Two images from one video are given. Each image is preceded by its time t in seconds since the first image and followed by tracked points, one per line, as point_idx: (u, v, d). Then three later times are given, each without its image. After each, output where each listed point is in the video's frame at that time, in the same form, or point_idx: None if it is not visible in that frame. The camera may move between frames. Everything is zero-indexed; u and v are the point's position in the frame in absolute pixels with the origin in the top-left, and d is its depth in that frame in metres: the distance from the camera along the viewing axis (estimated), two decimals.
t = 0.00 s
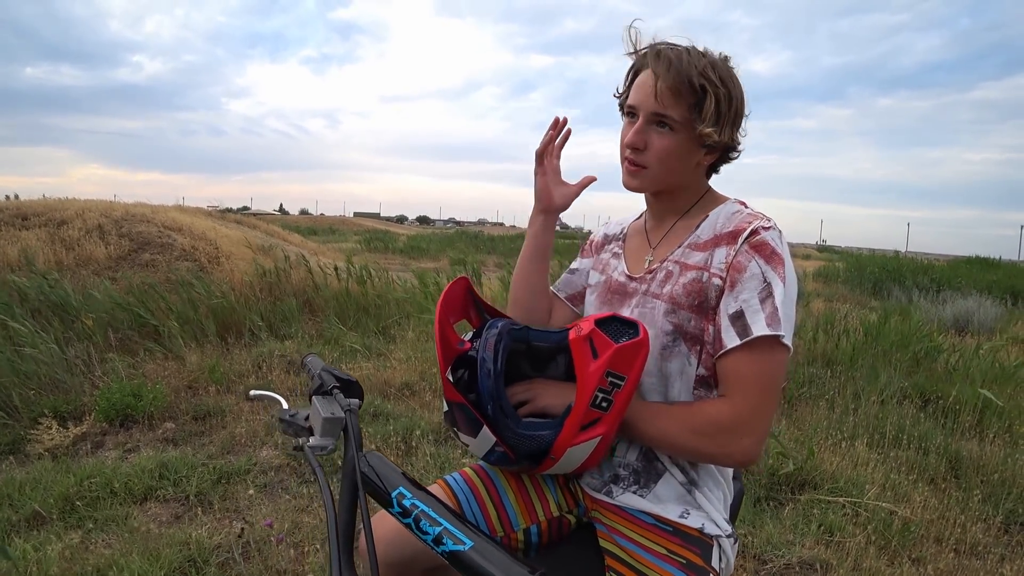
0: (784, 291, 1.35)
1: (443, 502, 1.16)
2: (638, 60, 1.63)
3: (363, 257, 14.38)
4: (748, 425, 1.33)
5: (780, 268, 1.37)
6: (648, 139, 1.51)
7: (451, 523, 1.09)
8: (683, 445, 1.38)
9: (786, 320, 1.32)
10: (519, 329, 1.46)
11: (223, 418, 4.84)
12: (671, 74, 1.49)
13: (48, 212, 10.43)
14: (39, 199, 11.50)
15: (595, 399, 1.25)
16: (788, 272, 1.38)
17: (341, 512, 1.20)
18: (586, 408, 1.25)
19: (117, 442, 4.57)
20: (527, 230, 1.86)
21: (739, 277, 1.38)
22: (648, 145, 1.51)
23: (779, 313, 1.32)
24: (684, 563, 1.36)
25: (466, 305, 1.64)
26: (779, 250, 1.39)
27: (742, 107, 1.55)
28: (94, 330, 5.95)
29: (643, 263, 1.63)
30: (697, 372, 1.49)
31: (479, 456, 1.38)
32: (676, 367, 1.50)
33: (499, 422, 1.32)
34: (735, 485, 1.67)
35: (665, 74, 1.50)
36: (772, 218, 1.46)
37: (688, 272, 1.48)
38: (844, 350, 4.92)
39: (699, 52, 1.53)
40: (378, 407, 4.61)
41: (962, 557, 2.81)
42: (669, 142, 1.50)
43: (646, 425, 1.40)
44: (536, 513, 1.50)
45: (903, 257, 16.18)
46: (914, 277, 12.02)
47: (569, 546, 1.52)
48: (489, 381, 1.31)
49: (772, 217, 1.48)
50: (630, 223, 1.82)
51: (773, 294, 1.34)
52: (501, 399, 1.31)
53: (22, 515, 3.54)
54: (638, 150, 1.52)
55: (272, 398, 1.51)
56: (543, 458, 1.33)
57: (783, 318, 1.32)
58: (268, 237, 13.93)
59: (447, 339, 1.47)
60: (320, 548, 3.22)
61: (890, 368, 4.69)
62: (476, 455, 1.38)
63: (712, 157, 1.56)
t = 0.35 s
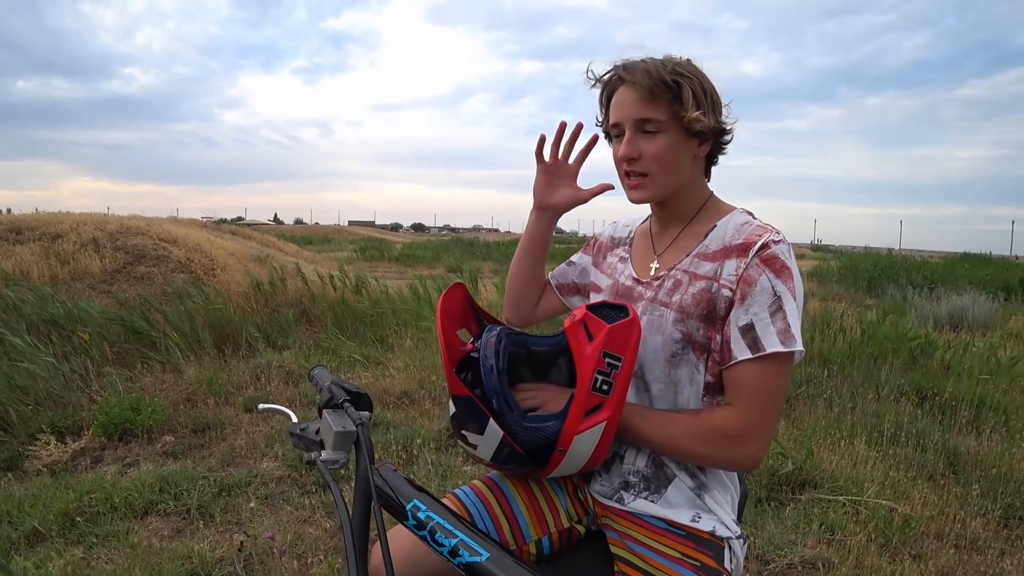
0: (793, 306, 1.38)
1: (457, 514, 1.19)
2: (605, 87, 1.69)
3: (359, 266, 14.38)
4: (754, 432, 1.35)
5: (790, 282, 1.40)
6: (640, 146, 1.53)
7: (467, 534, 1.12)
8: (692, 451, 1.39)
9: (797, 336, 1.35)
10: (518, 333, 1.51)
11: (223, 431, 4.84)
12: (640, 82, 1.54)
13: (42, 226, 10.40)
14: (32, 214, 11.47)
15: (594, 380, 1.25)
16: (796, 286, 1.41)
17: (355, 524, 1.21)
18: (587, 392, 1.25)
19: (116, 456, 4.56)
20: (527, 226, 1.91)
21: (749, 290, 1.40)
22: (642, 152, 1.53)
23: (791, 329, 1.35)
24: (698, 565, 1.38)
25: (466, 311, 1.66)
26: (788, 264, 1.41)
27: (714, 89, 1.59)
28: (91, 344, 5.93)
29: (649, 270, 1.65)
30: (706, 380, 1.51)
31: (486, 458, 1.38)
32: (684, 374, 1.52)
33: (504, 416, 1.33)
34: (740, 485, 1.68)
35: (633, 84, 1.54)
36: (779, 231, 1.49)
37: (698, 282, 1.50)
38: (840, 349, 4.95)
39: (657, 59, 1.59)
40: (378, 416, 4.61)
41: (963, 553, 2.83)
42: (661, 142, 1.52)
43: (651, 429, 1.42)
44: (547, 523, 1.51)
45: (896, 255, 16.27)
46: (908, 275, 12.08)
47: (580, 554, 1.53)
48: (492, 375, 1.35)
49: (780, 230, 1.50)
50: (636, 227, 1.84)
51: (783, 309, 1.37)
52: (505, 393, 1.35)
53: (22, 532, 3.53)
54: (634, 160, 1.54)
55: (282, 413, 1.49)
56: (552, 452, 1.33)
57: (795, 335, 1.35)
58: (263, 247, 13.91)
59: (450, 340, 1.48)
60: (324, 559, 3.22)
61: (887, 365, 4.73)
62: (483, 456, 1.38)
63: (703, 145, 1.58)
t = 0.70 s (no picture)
0: (802, 317, 1.37)
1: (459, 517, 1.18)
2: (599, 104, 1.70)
3: (360, 272, 14.38)
4: (764, 445, 1.35)
5: (798, 293, 1.39)
6: (633, 160, 1.54)
7: (468, 537, 1.12)
8: (700, 463, 1.39)
9: (806, 347, 1.35)
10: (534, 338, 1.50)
11: (223, 437, 4.83)
12: (622, 97, 1.54)
13: (44, 233, 10.42)
14: (34, 220, 11.48)
15: (608, 395, 1.26)
16: (804, 297, 1.41)
17: (356, 527, 1.20)
18: (600, 405, 1.25)
19: (117, 463, 4.55)
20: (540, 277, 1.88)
21: (757, 301, 1.40)
22: (635, 165, 1.54)
23: (799, 340, 1.35)
24: (704, 569, 1.37)
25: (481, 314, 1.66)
26: (796, 275, 1.41)
27: (703, 91, 1.55)
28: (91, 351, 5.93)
29: (656, 280, 1.65)
30: (711, 390, 1.51)
31: (494, 461, 1.39)
32: (689, 384, 1.53)
33: (516, 424, 1.34)
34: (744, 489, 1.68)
35: (617, 100, 1.55)
36: (787, 241, 1.48)
37: (705, 292, 1.50)
38: (842, 353, 4.95)
39: (642, 71, 1.58)
40: (379, 423, 4.60)
41: (966, 558, 2.82)
42: (651, 153, 1.52)
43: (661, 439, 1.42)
44: (551, 528, 1.51)
45: (896, 259, 16.27)
46: (908, 279, 12.08)
47: (584, 557, 1.52)
48: (506, 383, 1.37)
49: (787, 239, 1.49)
50: (643, 237, 1.84)
51: (791, 320, 1.37)
52: (518, 402, 1.36)
53: (22, 539, 3.52)
54: (629, 173, 1.55)
55: (284, 417, 1.49)
56: (559, 463, 1.33)
57: (803, 346, 1.35)
58: (264, 254, 13.92)
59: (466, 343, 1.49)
60: (325, 566, 3.21)
61: (888, 370, 4.72)
62: (491, 460, 1.39)
63: (699, 149, 1.56)
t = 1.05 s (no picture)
0: (808, 321, 1.37)
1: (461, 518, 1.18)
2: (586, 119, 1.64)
3: (362, 275, 14.39)
4: (769, 445, 1.34)
5: (804, 297, 1.39)
6: (640, 183, 1.51)
7: (471, 537, 1.12)
8: (705, 466, 1.39)
9: (812, 350, 1.35)
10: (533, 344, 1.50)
11: (224, 438, 4.83)
12: (623, 122, 1.48)
13: (47, 233, 10.44)
14: (37, 220, 11.51)
15: (613, 402, 1.25)
16: (810, 301, 1.40)
17: (359, 527, 1.20)
18: (606, 413, 1.25)
19: (118, 463, 4.55)
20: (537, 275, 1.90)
21: (763, 304, 1.40)
22: (643, 188, 1.51)
23: (806, 344, 1.35)
24: (709, 571, 1.37)
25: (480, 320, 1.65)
26: (802, 279, 1.41)
27: (699, 102, 1.53)
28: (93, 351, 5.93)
29: (660, 284, 1.65)
30: (716, 395, 1.51)
31: (499, 470, 1.39)
32: (693, 389, 1.52)
33: (521, 433, 1.33)
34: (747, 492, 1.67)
35: (617, 125, 1.49)
36: (793, 245, 1.48)
37: (712, 297, 1.50)
38: (843, 358, 4.94)
39: (634, 88, 1.52)
40: (380, 425, 4.60)
41: (969, 565, 2.81)
42: (660, 176, 1.50)
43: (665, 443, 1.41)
44: (553, 531, 1.50)
45: (899, 265, 16.25)
46: (911, 285, 12.06)
47: (587, 559, 1.52)
48: (509, 394, 1.34)
49: (793, 244, 1.49)
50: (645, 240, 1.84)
51: (797, 324, 1.36)
52: (521, 409, 1.35)
53: (22, 538, 3.52)
54: (637, 198, 1.52)
55: (287, 418, 1.49)
56: (564, 470, 1.33)
57: (809, 349, 1.35)
58: (266, 256, 13.94)
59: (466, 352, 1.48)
60: (325, 568, 3.20)
61: (890, 375, 4.71)
62: (496, 469, 1.39)
63: (701, 161, 1.56)
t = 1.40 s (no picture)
0: (808, 335, 1.34)
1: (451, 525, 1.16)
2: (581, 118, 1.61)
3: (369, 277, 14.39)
4: (768, 463, 1.30)
5: (802, 310, 1.36)
6: (630, 185, 1.47)
7: (459, 545, 1.09)
8: (703, 482, 1.35)
9: (811, 365, 1.32)
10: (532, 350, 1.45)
11: (228, 438, 4.82)
12: (616, 119, 1.45)
13: (57, 231, 10.50)
14: (48, 219, 11.60)
15: (609, 416, 1.23)
16: (809, 314, 1.37)
17: (348, 534, 1.17)
18: (600, 426, 1.23)
19: (122, 461, 4.55)
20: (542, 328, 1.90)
21: (761, 318, 1.36)
22: (634, 190, 1.47)
23: (804, 358, 1.31)
24: None
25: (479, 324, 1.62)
26: (800, 291, 1.37)
27: (697, 104, 1.50)
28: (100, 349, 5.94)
29: (653, 296, 1.62)
30: (712, 410, 1.47)
31: (490, 477, 1.36)
32: (688, 407, 1.49)
33: (513, 442, 1.31)
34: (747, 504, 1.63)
35: (610, 123, 1.46)
36: (790, 256, 1.45)
37: (708, 311, 1.46)
38: (852, 367, 4.88)
39: (631, 86, 1.49)
40: (383, 427, 4.58)
41: None
42: (651, 178, 1.46)
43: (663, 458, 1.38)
44: (547, 540, 1.47)
45: (909, 272, 16.11)
46: (921, 292, 11.95)
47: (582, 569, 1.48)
48: (503, 400, 1.31)
49: (790, 254, 1.46)
50: (636, 249, 1.81)
51: (796, 337, 1.33)
52: (516, 418, 1.31)
53: (25, 534, 3.51)
54: (627, 200, 1.48)
55: (280, 420, 1.46)
56: (556, 481, 1.29)
57: (808, 364, 1.31)
58: (274, 256, 13.97)
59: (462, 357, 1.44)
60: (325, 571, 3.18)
61: (900, 384, 4.65)
62: (487, 475, 1.36)
63: (696, 166, 1.52)
